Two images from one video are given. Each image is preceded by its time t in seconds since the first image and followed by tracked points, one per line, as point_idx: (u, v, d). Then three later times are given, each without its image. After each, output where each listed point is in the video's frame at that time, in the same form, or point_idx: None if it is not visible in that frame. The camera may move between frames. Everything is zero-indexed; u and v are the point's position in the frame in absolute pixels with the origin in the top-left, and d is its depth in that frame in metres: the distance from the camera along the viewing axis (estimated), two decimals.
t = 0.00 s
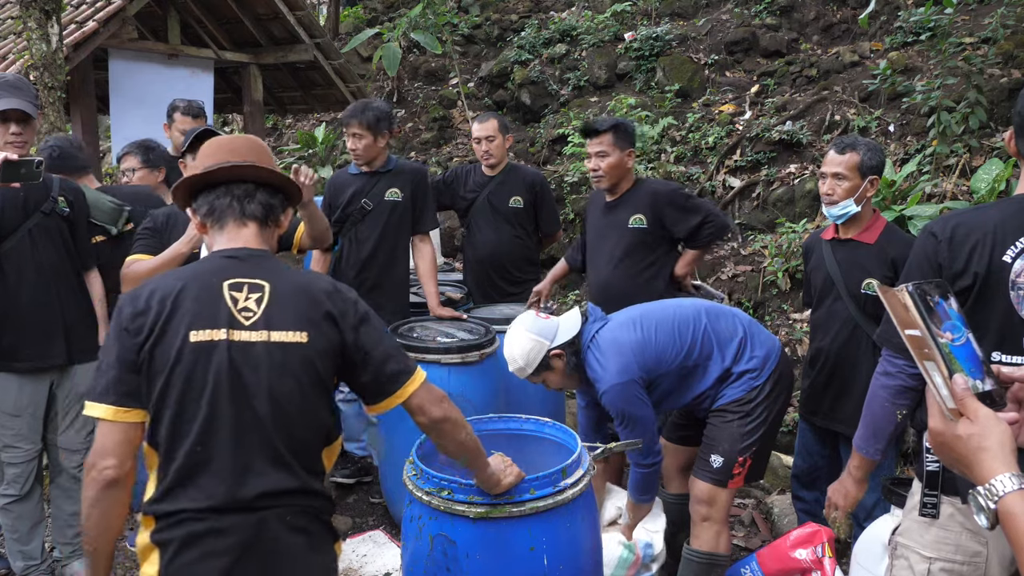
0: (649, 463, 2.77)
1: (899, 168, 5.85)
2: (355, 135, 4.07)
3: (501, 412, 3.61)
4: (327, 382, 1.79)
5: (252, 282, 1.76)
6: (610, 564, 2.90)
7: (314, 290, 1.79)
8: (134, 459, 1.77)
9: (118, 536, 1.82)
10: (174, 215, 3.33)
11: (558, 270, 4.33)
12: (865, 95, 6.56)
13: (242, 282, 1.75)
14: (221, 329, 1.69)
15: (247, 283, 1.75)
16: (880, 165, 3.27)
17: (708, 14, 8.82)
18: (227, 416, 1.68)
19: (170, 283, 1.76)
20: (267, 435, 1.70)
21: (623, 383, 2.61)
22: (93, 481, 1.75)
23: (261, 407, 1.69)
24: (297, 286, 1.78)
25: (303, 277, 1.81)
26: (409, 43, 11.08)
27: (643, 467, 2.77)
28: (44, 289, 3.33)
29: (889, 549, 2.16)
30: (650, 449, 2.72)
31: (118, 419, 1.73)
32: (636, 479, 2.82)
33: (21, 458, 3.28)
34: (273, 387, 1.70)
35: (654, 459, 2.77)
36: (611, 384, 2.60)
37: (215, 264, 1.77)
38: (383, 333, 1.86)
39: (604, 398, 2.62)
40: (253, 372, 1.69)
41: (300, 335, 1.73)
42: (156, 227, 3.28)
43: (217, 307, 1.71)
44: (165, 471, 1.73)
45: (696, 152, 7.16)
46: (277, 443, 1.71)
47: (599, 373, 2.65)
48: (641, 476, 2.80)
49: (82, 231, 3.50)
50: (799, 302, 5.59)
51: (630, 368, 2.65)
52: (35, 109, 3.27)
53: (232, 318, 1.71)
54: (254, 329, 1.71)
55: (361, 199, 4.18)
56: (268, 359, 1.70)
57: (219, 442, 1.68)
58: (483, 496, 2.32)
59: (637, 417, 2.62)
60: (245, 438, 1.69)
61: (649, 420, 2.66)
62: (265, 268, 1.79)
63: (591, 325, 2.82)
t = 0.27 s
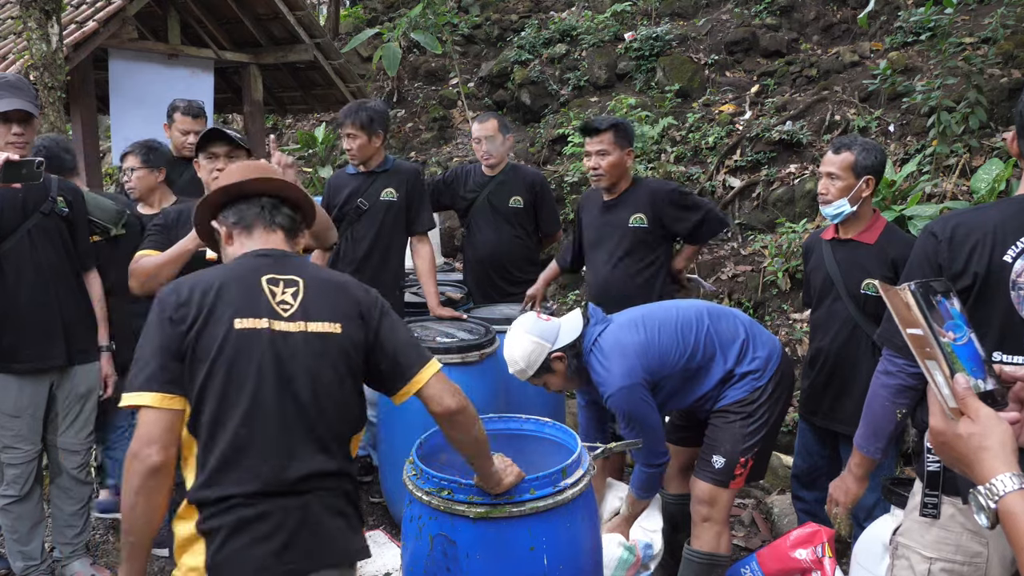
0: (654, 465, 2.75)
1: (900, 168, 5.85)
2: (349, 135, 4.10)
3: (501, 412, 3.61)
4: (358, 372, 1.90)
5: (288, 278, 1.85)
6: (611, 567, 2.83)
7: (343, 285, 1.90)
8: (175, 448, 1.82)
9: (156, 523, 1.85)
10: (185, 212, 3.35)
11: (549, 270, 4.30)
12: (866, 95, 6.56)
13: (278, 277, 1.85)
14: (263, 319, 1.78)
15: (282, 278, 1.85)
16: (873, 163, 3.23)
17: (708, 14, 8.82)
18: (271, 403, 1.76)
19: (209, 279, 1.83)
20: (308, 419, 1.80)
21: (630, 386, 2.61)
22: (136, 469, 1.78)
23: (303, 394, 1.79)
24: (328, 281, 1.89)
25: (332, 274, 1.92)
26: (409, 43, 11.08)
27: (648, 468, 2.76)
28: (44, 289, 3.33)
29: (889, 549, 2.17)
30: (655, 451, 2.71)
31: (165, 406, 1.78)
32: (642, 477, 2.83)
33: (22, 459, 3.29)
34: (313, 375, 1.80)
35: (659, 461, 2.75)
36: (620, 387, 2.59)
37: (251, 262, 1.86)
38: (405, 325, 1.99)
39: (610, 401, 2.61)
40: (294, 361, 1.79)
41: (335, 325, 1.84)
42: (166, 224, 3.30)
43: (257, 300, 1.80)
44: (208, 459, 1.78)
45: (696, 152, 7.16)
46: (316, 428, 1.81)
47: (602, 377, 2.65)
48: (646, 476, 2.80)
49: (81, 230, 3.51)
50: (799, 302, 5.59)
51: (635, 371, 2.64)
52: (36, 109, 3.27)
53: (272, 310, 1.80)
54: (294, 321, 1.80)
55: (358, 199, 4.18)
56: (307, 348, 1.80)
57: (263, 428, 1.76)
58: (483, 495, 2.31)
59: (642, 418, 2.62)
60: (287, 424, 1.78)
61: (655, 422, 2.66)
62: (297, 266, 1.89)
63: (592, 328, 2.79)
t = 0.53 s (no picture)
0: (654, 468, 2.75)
1: (899, 168, 5.85)
2: (345, 136, 4.10)
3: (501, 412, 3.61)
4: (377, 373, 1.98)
5: (309, 284, 1.91)
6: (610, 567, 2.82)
7: (358, 289, 1.98)
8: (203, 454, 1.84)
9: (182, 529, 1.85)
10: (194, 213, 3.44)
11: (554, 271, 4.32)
12: (866, 95, 6.56)
13: (300, 283, 1.90)
14: (292, 326, 1.84)
15: (303, 285, 1.90)
16: (871, 163, 3.24)
17: (708, 14, 8.82)
18: (303, 408, 1.84)
19: (235, 285, 1.86)
20: (334, 422, 1.89)
21: (632, 388, 2.61)
22: (166, 475, 1.78)
23: (331, 399, 1.87)
24: (344, 286, 1.96)
25: (346, 278, 2.00)
26: (409, 43, 11.08)
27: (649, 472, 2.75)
28: (45, 289, 3.32)
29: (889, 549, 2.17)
30: (656, 455, 2.69)
31: (197, 414, 1.80)
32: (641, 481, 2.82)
33: (22, 459, 3.28)
34: (337, 379, 1.88)
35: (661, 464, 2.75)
36: (622, 389, 2.60)
37: (273, 268, 1.90)
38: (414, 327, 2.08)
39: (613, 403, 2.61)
40: (322, 367, 1.86)
41: (356, 330, 1.92)
42: (176, 223, 3.43)
43: (283, 307, 1.85)
44: (240, 465, 1.84)
45: (696, 152, 7.16)
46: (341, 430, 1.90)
47: (605, 380, 2.64)
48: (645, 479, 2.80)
49: (81, 230, 3.53)
50: (799, 302, 5.59)
51: (637, 373, 2.65)
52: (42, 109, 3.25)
53: (298, 317, 1.86)
54: (319, 327, 1.88)
55: (354, 200, 4.20)
56: (332, 353, 1.88)
57: (296, 433, 1.84)
58: (483, 495, 2.31)
59: (644, 421, 2.62)
60: (318, 428, 1.86)
61: (656, 424, 2.65)
62: (315, 272, 1.95)
63: (592, 331, 2.78)
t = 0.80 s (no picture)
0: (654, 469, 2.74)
1: (899, 168, 5.85)
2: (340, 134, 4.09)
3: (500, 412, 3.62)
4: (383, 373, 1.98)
5: (312, 286, 1.91)
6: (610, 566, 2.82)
7: (362, 288, 1.97)
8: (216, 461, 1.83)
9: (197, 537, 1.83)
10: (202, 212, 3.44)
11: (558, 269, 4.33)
12: (865, 95, 6.56)
13: (303, 285, 1.90)
14: (298, 330, 1.85)
15: (307, 287, 1.90)
16: (870, 164, 3.24)
17: (708, 14, 8.83)
18: (311, 411, 1.85)
19: (240, 291, 1.86)
20: (342, 424, 1.90)
21: (633, 391, 2.61)
22: (179, 484, 1.77)
23: (338, 402, 1.88)
24: (347, 286, 1.96)
25: (349, 277, 1.99)
26: (409, 43, 11.09)
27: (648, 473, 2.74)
28: (47, 289, 3.32)
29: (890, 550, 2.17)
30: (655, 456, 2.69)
31: (210, 423, 1.79)
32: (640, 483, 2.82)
33: (23, 459, 3.28)
34: (343, 381, 1.89)
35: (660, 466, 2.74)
36: (623, 390, 2.59)
37: (277, 271, 1.90)
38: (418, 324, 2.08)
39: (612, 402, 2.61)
40: (330, 370, 1.87)
41: (361, 331, 1.92)
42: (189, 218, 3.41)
43: (288, 311, 1.86)
44: (251, 469, 1.86)
45: (696, 152, 7.16)
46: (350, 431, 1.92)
47: (605, 381, 2.64)
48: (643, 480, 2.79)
49: (84, 230, 3.53)
50: (799, 302, 5.59)
51: (637, 374, 2.65)
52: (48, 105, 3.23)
53: (303, 320, 1.86)
54: (324, 330, 1.88)
55: (351, 199, 4.21)
56: (338, 356, 1.88)
57: (305, 436, 1.86)
58: (483, 495, 2.31)
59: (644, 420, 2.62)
60: (327, 430, 1.88)
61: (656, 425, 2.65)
62: (319, 273, 1.95)
63: (594, 333, 2.80)
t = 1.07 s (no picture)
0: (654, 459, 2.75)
1: (900, 168, 5.85)
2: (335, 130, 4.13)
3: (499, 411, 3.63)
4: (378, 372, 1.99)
5: (308, 285, 1.92)
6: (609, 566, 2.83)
7: (354, 286, 1.99)
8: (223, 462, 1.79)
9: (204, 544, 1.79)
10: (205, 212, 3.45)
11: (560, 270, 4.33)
12: (865, 94, 6.56)
13: (301, 284, 1.91)
14: (300, 328, 1.85)
15: (304, 286, 1.91)
16: (869, 163, 3.24)
17: (708, 14, 8.83)
18: (313, 410, 1.86)
19: (239, 290, 1.85)
20: (342, 421, 1.91)
21: (634, 374, 2.61)
22: (190, 487, 1.71)
23: (339, 399, 1.89)
24: (341, 284, 1.97)
25: (342, 276, 2.01)
26: (409, 43, 11.09)
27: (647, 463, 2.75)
28: (49, 289, 3.32)
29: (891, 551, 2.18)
30: (655, 446, 2.71)
31: (217, 422, 1.75)
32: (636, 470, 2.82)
33: (24, 458, 3.28)
34: (343, 379, 1.90)
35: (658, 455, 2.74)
36: (625, 373, 2.60)
37: (273, 270, 1.91)
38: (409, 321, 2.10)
39: (612, 386, 2.61)
40: (330, 367, 1.88)
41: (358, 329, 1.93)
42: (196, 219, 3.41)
43: (288, 309, 1.86)
44: (250, 471, 1.84)
45: (696, 152, 7.16)
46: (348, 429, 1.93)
47: (607, 365, 2.65)
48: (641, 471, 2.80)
49: (86, 229, 3.54)
50: (799, 302, 5.59)
51: (640, 360, 2.65)
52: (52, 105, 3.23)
53: (303, 318, 1.87)
54: (323, 328, 1.89)
55: (349, 199, 4.21)
56: (337, 353, 1.90)
57: (307, 435, 1.86)
58: (483, 495, 2.31)
59: (644, 410, 2.62)
60: (328, 429, 1.89)
61: (657, 417, 2.65)
62: (313, 272, 1.96)
63: (599, 315, 2.79)
